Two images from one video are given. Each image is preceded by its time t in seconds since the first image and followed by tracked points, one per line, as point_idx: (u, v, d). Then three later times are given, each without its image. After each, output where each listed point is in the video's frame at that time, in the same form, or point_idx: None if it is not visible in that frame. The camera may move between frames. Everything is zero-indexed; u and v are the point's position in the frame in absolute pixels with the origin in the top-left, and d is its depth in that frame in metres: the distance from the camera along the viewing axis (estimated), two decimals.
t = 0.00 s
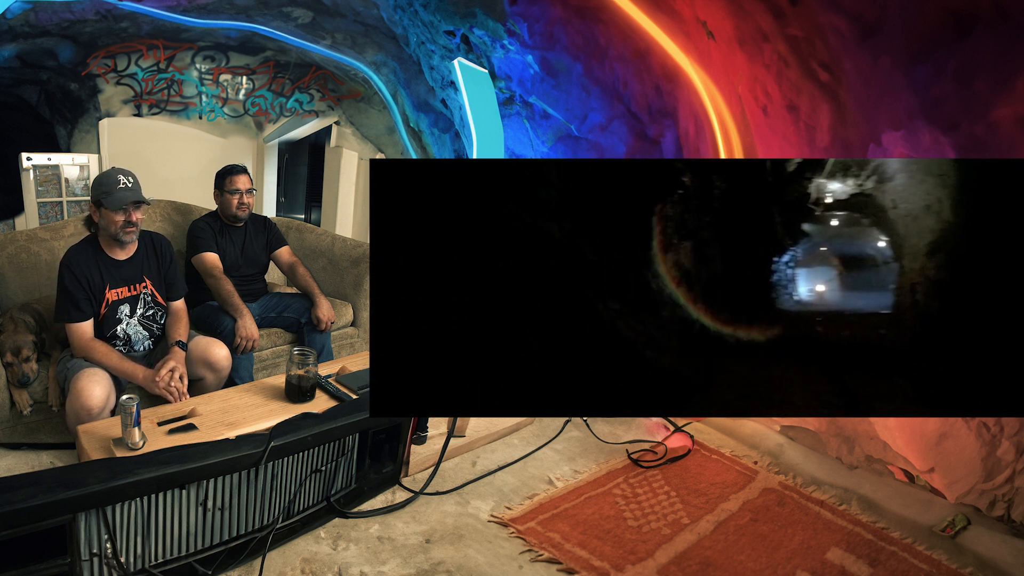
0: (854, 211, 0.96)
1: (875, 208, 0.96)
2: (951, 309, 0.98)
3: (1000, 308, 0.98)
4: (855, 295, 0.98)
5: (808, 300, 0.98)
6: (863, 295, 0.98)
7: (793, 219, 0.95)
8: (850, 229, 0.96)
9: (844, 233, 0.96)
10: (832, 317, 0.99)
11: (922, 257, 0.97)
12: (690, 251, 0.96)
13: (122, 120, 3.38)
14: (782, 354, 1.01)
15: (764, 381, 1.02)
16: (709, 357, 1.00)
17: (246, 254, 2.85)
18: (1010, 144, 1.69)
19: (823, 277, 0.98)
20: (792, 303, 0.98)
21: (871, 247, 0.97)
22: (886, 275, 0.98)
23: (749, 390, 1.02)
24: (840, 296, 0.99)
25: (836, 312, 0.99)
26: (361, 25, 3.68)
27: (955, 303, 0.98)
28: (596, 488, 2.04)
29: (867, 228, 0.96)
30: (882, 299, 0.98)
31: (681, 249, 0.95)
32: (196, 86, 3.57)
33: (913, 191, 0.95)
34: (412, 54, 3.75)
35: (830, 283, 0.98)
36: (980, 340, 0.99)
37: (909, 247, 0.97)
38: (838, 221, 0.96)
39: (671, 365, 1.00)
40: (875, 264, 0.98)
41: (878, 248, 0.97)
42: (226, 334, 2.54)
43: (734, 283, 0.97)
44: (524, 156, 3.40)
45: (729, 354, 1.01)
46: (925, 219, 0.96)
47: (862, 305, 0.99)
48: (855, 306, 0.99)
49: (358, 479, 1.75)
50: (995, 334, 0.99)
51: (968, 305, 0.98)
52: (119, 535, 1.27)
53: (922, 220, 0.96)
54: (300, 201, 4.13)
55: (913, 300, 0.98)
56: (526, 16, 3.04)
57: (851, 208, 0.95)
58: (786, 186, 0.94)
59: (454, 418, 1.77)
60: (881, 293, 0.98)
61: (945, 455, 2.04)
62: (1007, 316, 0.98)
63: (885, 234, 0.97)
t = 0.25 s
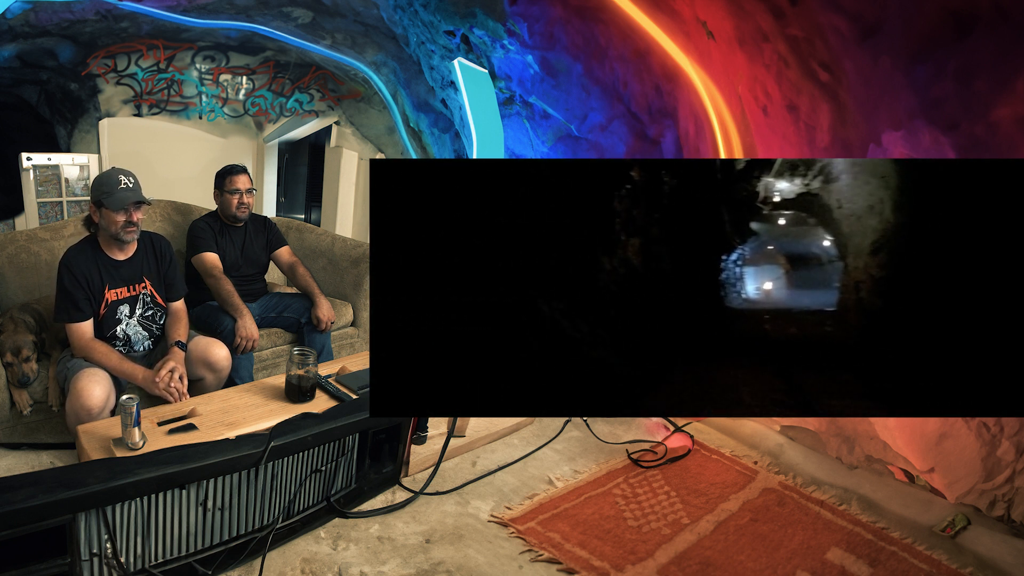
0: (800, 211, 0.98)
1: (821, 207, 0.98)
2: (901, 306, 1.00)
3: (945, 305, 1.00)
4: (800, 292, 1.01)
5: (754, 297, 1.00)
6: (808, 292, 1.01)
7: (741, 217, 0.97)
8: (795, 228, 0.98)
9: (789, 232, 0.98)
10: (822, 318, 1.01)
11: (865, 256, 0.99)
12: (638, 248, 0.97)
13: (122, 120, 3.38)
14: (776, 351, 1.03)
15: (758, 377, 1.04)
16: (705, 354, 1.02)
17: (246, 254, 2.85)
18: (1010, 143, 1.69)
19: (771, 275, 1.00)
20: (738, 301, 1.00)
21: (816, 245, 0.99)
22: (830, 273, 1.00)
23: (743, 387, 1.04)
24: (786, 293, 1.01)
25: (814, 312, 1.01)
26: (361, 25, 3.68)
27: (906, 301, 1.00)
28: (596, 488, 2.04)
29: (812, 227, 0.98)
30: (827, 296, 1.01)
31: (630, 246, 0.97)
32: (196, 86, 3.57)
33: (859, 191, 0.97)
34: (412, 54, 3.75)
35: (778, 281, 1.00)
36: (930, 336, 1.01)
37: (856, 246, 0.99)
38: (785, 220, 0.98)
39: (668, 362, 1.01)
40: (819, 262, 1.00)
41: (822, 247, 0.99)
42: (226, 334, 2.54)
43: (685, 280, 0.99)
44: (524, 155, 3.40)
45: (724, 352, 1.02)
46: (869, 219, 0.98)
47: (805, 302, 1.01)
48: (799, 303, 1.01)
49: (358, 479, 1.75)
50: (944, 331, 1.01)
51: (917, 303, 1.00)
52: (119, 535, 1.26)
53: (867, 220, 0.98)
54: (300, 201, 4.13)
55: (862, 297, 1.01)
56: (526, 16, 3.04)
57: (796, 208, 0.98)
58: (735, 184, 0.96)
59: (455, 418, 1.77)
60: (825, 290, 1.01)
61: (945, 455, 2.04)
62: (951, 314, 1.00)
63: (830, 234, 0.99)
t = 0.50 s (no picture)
0: (759, 208, 0.99)
1: (779, 205, 0.98)
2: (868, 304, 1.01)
3: (896, 304, 1.01)
4: (757, 290, 1.02)
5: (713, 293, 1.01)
6: (766, 290, 1.02)
7: (701, 214, 0.98)
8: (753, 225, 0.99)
9: (747, 229, 0.99)
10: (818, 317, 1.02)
11: (823, 254, 1.00)
12: (597, 243, 0.97)
13: (122, 120, 3.38)
14: (772, 347, 1.04)
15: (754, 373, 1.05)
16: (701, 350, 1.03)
17: (246, 254, 2.85)
18: (1009, 143, 1.69)
19: (729, 271, 1.01)
20: (697, 297, 1.01)
21: (773, 243, 1.00)
22: (788, 271, 1.01)
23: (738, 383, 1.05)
24: (744, 290, 1.02)
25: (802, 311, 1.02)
26: (361, 25, 3.67)
27: (872, 298, 1.00)
28: (596, 488, 2.04)
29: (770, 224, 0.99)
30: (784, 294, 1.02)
31: (588, 240, 0.97)
32: (196, 86, 3.58)
33: (817, 189, 0.98)
34: (412, 54, 3.75)
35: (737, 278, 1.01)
36: (897, 334, 1.02)
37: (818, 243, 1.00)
38: (743, 217, 0.99)
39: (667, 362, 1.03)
40: (776, 260, 1.01)
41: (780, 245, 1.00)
42: (226, 335, 2.54)
43: (646, 275, 0.99)
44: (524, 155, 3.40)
45: (721, 349, 1.03)
46: (828, 218, 0.99)
47: (763, 299, 1.02)
48: (757, 300, 1.02)
49: (358, 479, 1.76)
50: (911, 329, 1.01)
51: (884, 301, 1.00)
52: (119, 535, 1.27)
53: (825, 219, 0.99)
54: (300, 201, 4.14)
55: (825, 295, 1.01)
56: (526, 15, 3.04)
57: (755, 205, 0.98)
58: (695, 180, 0.97)
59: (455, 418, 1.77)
60: (784, 287, 1.02)
61: (945, 455, 2.04)
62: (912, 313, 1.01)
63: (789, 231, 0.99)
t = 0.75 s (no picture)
0: (731, 206, 0.98)
1: (752, 202, 0.98)
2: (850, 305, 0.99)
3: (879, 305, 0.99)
4: (727, 287, 1.01)
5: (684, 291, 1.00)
6: (736, 287, 1.01)
7: (673, 212, 0.96)
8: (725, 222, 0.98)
9: (718, 226, 0.98)
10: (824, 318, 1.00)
11: (796, 251, 0.99)
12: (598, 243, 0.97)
13: (122, 120, 3.38)
14: (777, 350, 1.02)
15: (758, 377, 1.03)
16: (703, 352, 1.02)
17: (246, 254, 2.85)
18: (1010, 143, 1.69)
19: (700, 269, 1.00)
20: (669, 296, 1.00)
21: (744, 240, 1.00)
22: (760, 268, 1.01)
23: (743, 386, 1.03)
24: (714, 288, 1.01)
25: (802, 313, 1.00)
26: (361, 25, 3.67)
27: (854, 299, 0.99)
28: (596, 488, 2.04)
29: (741, 222, 0.99)
30: (755, 292, 1.01)
31: (559, 237, 0.96)
32: (196, 86, 3.58)
33: (790, 187, 0.96)
34: (412, 54, 3.75)
35: (708, 275, 1.01)
36: (882, 337, 1.00)
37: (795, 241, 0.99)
38: (715, 215, 0.98)
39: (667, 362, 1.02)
40: (746, 257, 1.01)
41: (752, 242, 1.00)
42: (226, 335, 2.53)
43: (618, 272, 0.98)
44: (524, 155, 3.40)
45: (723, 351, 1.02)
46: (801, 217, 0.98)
47: (733, 297, 1.01)
48: (727, 297, 1.01)
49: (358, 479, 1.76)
50: (897, 332, 0.99)
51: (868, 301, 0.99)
52: (119, 535, 1.26)
53: (798, 217, 0.98)
54: (300, 201, 4.13)
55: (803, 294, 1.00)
56: (526, 15, 3.04)
57: (727, 203, 0.97)
58: (668, 177, 0.95)
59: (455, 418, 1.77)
60: (756, 285, 1.01)
61: (945, 455, 2.04)
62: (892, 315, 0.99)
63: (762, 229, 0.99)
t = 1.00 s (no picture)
0: (717, 205, 0.97)
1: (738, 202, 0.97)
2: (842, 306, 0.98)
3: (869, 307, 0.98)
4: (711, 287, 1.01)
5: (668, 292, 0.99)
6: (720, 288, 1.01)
7: (658, 212, 0.96)
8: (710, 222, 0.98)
9: (703, 226, 0.98)
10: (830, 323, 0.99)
11: (782, 252, 0.99)
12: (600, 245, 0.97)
13: (122, 120, 3.38)
14: (780, 352, 1.00)
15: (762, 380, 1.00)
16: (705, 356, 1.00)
17: (246, 254, 2.85)
18: (1010, 143, 1.69)
19: (684, 269, 0.99)
20: (654, 297, 0.99)
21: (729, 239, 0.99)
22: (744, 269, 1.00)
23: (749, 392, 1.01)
24: (699, 289, 1.01)
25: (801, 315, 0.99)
26: (361, 25, 3.67)
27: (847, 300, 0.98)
28: (596, 488, 2.04)
29: (727, 222, 0.98)
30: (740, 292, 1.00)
31: (541, 235, 0.95)
32: (196, 86, 3.58)
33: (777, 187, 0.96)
34: (412, 54, 3.75)
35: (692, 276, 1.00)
36: (876, 339, 0.99)
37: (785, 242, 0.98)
38: (700, 215, 0.97)
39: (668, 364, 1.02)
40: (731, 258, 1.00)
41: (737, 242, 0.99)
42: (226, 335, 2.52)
43: (602, 272, 0.97)
44: (524, 155, 3.40)
45: (725, 352, 1.01)
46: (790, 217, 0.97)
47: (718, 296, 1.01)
48: (712, 298, 1.01)
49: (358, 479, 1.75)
50: (891, 334, 0.98)
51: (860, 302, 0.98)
52: (119, 535, 1.26)
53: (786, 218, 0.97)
54: (300, 201, 4.13)
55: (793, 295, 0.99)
56: (526, 15, 3.03)
57: (712, 202, 0.97)
58: (655, 176, 0.95)
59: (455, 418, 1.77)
60: (741, 286, 1.00)
61: (945, 455, 2.04)
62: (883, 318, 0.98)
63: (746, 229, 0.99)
